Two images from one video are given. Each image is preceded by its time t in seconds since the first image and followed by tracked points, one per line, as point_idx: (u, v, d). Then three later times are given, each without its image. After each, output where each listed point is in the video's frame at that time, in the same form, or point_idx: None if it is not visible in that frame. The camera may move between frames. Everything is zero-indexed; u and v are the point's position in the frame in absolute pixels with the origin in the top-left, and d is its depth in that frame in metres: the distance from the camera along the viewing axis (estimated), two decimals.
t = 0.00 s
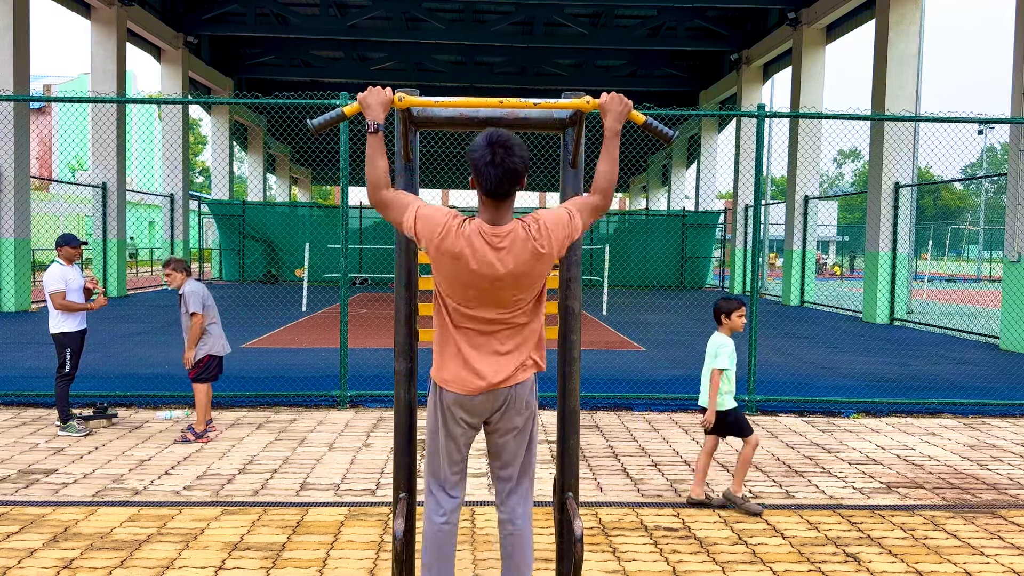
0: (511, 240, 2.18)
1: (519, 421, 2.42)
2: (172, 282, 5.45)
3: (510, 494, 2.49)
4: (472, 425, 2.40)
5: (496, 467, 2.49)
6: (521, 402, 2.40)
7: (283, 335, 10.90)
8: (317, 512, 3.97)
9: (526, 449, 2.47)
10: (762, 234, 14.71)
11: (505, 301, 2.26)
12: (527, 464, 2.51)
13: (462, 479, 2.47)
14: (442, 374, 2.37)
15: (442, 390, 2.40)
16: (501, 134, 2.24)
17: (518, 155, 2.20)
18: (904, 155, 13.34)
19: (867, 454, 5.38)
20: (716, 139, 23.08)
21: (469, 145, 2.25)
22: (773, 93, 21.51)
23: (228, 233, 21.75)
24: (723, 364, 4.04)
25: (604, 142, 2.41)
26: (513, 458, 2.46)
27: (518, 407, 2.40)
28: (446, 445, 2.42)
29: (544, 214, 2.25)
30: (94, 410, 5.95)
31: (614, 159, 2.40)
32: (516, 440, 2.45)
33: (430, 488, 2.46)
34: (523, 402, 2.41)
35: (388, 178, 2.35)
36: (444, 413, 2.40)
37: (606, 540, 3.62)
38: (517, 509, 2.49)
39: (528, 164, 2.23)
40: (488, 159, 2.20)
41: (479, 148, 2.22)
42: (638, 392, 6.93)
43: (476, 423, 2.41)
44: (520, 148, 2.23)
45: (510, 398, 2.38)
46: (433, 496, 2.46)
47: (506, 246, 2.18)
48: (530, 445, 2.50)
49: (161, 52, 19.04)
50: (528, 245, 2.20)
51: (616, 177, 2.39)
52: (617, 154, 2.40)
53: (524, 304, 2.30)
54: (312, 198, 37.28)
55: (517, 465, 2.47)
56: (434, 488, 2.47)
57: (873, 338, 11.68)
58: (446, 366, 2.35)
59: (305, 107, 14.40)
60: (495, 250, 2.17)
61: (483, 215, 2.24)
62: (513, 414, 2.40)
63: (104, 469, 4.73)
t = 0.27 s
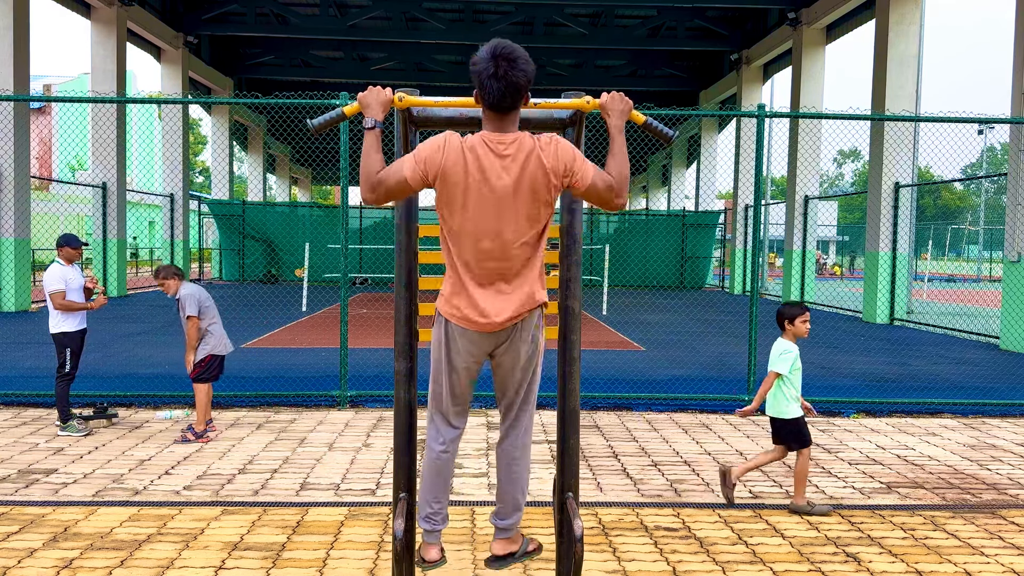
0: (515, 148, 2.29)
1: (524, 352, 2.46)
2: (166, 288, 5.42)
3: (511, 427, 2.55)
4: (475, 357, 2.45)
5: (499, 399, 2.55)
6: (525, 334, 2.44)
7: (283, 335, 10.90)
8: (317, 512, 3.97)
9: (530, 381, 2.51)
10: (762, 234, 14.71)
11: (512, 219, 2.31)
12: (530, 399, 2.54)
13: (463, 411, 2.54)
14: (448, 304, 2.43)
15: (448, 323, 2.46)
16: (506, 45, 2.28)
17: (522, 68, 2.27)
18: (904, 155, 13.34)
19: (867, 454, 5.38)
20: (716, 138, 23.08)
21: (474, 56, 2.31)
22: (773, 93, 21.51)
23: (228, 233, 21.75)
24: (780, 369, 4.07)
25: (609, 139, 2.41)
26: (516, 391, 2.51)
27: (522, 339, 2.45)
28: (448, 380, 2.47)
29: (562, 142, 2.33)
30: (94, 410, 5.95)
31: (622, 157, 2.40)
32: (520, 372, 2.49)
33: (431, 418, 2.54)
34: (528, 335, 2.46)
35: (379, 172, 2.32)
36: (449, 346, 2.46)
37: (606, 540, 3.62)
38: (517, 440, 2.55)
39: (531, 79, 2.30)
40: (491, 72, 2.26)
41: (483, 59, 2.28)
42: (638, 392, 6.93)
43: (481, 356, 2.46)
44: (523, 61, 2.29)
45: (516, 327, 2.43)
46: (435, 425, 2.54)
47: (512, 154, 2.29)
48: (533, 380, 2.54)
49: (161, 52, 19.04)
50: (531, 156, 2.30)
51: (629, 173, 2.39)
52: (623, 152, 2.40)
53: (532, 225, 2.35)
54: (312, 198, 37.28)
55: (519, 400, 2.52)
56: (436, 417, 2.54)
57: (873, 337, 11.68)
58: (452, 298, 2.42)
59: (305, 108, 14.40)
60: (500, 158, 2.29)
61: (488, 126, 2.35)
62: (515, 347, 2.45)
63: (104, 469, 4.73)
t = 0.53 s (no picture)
0: (515, 132, 2.31)
1: (522, 341, 2.44)
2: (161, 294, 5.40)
3: (508, 416, 2.55)
4: (471, 343, 2.44)
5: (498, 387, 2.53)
6: (523, 322, 2.42)
7: (283, 335, 10.90)
8: (317, 512, 3.97)
9: (527, 369, 2.49)
10: (762, 235, 14.71)
11: (511, 203, 2.31)
12: (526, 388, 2.53)
13: (460, 399, 2.54)
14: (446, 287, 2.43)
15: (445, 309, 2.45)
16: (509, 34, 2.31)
17: (522, 57, 2.29)
18: (903, 155, 13.34)
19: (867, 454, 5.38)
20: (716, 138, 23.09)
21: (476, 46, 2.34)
22: (774, 93, 21.51)
23: (228, 233, 21.75)
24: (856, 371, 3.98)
25: (608, 139, 2.40)
26: (513, 379, 2.49)
27: (520, 327, 2.43)
28: (444, 367, 2.48)
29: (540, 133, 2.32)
30: (94, 410, 5.95)
31: (623, 158, 2.40)
32: (516, 361, 2.47)
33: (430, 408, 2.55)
34: (525, 323, 2.43)
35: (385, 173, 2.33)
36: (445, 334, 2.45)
37: (606, 540, 3.62)
38: (513, 432, 2.54)
39: (531, 69, 2.32)
40: (491, 62, 2.29)
41: (484, 50, 2.30)
42: (638, 392, 6.93)
43: (477, 342, 2.45)
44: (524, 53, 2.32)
45: (514, 313, 2.42)
46: (433, 412, 2.55)
47: (513, 137, 2.30)
48: (532, 369, 2.52)
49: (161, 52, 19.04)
50: (530, 141, 2.31)
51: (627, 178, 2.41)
52: (622, 152, 2.40)
53: (531, 210, 2.34)
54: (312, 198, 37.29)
55: (517, 389, 2.50)
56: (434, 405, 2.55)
57: (873, 337, 11.68)
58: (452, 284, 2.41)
59: (305, 108, 14.42)
60: (500, 142, 2.30)
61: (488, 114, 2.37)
62: (512, 334, 2.43)
63: (104, 469, 4.73)
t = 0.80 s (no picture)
0: (515, 240, 2.19)
1: (520, 428, 2.41)
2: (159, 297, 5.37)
3: (505, 502, 2.50)
4: (469, 429, 2.39)
5: (494, 473, 2.50)
6: (522, 410, 2.39)
7: (283, 335, 10.90)
8: (317, 512, 3.97)
9: (526, 455, 2.47)
10: (761, 234, 14.71)
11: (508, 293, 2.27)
12: (527, 472, 2.51)
13: (454, 483, 2.48)
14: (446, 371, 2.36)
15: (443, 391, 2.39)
16: (506, 137, 2.25)
17: (521, 164, 2.22)
18: (904, 155, 13.34)
19: (867, 454, 5.38)
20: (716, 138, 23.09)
21: (474, 149, 2.27)
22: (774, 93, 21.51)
23: (228, 233, 21.74)
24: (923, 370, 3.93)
25: (605, 141, 2.41)
26: (513, 464, 2.46)
27: (519, 414, 2.40)
28: (442, 450, 2.42)
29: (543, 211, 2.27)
30: (94, 410, 5.95)
31: (617, 159, 2.40)
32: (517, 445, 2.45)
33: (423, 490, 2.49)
34: (524, 409, 2.41)
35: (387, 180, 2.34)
36: (443, 416, 2.40)
37: (606, 540, 3.62)
38: (512, 515, 2.49)
39: (529, 174, 2.25)
40: (493, 168, 2.21)
41: (484, 154, 2.24)
42: (638, 393, 6.93)
43: (475, 427, 2.40)
44: (523, 155, 2.25)
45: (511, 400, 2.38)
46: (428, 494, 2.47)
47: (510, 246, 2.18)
48: (531, 456, 2.50)
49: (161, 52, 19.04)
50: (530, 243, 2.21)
51: (620, 179, 2.40)
52: (618, 154, 2.40)
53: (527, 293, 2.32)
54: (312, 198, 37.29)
55: (514, 474, 2.48)
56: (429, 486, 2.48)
57: (873, 337, 11.68)
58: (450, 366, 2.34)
59: (305, 108, 14.42)
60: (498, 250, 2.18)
61: (486, 216, 2.25)
62: (512, 421, 2.40)
63: (104, 470, 4.73)
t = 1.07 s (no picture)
0: (508, 292, 2.16)
1: (518, 473, 2.36)
2: (157, 300, 5.35)
3: (510, 553, 2.42)
4: (471, 475, 2.34)
5: (495, 522, 2.43)
6: (519, 455, 2.34)
7: (283, 335, 10.91)
8: (317, 512, 3.97)
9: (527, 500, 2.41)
10: (761, 234, 14.72)
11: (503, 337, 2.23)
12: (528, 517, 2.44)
13: (460, 535, 2.41)
14: (443, 408, 2.29)
15: (441, 437, 2.33)
16: (501, 190, 2.25)
17: (516, 214, 2.19)
18: (904, 155, 13.33)
19: (867, 454, 5.38)
20: (716, 138, 23.09)
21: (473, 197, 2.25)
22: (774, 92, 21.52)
23: (228, 233, 21.76)
24: (981, 380, 3.91)
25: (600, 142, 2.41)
26: (513, 510, 2.40)
27: (516, 459, 2.34)
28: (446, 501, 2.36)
29: (529, 251, 2.24)
30: (94, 410, 5.95)
31: (605, 158, 2.40)
32: (516, 491, 2.40)
33: (427, 544, 2.41)
34: (521, 453, 2.35)
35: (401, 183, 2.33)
36: (443, 466, 2.34)
37: (606, 540, 3.62)
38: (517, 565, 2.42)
39: (526, 221, 2.22)
40: (488, 216, 2.17)
41: (482, 203, 2.22)
42: (639, 393, 6.93)
43: (475, 475, 2.35)
44: (518, 205, 2.23)
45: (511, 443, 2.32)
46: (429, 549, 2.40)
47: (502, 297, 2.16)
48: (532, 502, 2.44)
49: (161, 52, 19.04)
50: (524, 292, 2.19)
51: (604, 176, 2.40)
52: (607, 154, 2.41)
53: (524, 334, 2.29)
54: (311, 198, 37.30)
55: (516, 522, 2.41)
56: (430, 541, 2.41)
57: (873, 337, 11.68)
58: (446, 405, 2.28)
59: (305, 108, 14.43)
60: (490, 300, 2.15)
61: (480, 264, 2.21)
62: (511, 466, 2.34)
63: (104, 470, 4.73)
